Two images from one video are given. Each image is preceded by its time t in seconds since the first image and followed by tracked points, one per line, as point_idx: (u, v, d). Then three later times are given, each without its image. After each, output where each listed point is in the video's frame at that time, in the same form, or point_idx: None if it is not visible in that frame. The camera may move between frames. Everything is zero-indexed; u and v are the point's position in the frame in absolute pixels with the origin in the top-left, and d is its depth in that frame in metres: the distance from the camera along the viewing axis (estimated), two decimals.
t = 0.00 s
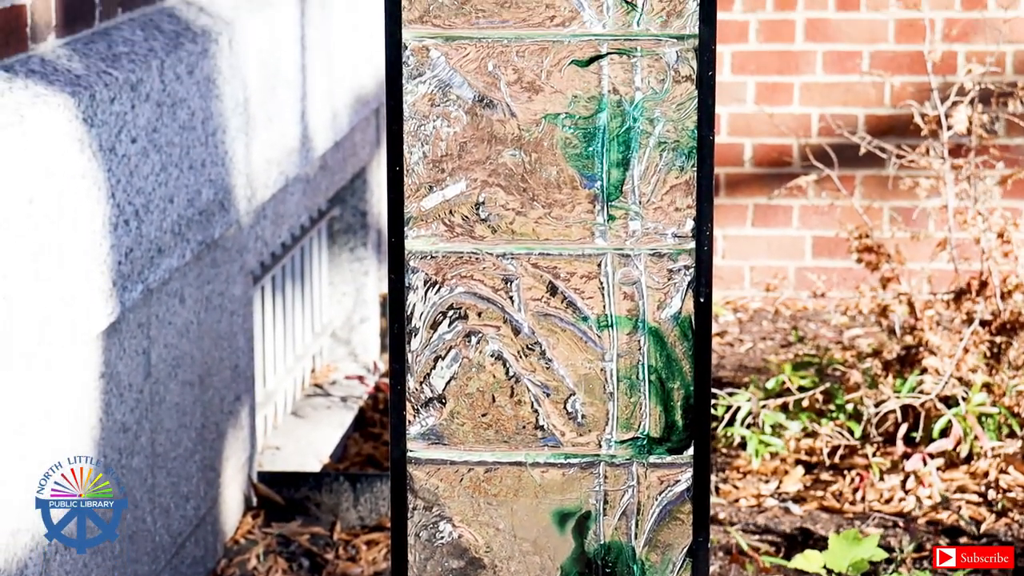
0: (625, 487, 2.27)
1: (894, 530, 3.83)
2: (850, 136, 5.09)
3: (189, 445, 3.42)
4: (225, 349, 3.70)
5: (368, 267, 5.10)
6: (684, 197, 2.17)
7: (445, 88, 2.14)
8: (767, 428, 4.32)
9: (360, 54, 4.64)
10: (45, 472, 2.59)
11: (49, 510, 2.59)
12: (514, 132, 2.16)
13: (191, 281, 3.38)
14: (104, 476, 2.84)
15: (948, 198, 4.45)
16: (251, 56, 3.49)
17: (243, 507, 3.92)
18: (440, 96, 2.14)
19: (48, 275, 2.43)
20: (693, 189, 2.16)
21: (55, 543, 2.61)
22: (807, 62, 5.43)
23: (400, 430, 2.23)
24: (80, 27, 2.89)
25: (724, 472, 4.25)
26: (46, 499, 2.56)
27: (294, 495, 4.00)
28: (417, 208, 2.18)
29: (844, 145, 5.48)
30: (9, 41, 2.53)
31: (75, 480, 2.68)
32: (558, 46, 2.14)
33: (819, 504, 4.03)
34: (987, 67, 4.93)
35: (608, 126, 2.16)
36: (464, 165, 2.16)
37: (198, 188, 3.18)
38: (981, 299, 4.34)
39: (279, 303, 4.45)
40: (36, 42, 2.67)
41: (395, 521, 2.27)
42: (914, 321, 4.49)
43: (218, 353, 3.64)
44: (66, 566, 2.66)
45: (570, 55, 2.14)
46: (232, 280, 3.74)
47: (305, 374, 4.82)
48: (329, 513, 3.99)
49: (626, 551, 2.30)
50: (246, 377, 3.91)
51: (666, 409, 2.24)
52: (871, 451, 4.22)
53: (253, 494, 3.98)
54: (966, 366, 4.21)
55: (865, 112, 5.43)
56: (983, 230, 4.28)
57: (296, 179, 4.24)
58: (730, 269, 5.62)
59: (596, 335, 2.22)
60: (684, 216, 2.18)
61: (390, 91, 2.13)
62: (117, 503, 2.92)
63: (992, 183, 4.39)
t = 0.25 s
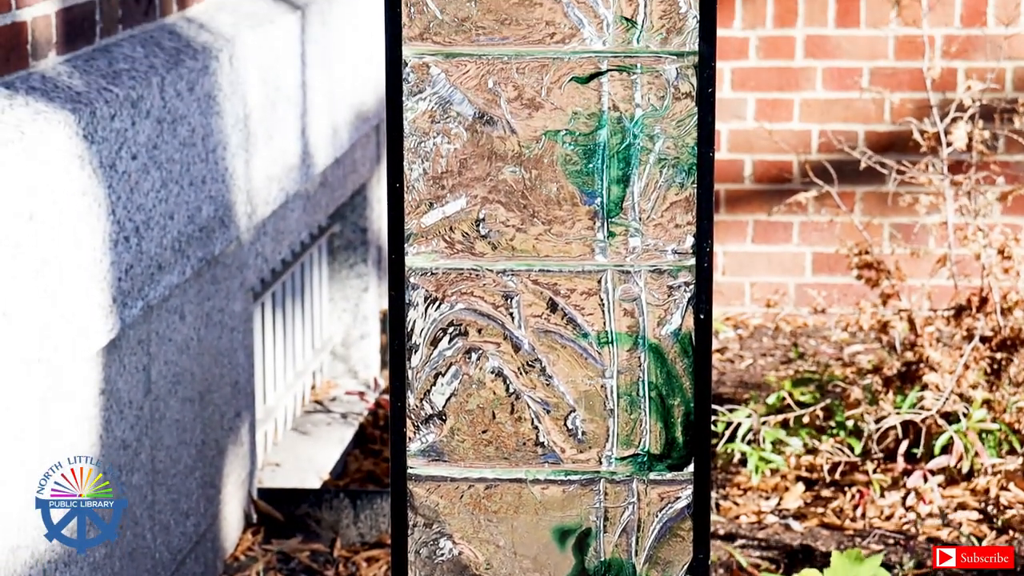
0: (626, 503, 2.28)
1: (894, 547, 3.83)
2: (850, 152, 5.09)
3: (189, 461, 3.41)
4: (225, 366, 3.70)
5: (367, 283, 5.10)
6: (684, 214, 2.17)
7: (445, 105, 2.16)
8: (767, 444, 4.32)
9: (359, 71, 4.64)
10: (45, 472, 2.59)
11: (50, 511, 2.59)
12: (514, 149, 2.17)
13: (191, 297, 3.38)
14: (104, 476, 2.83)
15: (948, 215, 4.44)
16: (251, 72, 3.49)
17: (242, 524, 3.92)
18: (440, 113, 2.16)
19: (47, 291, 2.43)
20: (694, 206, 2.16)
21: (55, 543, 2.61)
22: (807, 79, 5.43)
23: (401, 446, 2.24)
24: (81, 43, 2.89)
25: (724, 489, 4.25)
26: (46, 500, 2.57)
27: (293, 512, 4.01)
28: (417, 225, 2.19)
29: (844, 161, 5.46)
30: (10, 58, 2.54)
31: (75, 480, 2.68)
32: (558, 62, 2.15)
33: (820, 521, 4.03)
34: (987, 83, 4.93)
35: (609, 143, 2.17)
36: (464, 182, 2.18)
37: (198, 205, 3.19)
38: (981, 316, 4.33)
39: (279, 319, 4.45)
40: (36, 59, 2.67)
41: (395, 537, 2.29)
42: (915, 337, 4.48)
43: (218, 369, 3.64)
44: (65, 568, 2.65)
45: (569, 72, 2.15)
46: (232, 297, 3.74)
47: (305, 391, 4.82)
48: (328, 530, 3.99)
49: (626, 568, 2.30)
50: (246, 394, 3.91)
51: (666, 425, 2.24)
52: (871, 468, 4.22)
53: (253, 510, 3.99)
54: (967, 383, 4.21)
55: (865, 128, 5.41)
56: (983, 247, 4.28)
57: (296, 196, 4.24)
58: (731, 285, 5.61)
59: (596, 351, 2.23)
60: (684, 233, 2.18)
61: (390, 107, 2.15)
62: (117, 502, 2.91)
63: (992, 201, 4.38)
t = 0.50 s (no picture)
0: (625, 520, 2.32)
1: (895, 564, 3.84)
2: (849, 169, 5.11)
3: (189, 478, 3.41)
4: (225, 383, 3.70)
5: (367, 300, 5.10)
6: (684, 230, 2.22)
7: (445, 122, 2.20)
8: (767, 461, 4.31)
9: (360, 88, 4.65)
10: (45, 472, 2.60)
11: (49, 511, 2.59)
12: (514, 166, 2.22)
13: (191, 313, 3.38)
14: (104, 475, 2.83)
15: (948, 231, 4.44)
16: (251, 88, 3.49)
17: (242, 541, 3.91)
18: (440, 130, 2.20)
19: (47, 308, 2.43)
20: (693, 223, 2.21)
21: (55, 543, 2.61)
22: (807, 96, 5.41)
23: (401, 462, 2.29)
24: (81, 61, 2.89)
25: (725, 506, 4.24)
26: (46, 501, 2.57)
27: (293, 529, 3.99)
28: (417, 242, 2.24)
29: (844, 178, 5.45)
30: (10, 76, 2.54)
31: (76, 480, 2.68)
32: (558, 80, 2.20)
33: (820, 538, 4.02)
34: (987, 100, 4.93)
35: (609, 160, 2.21)
36: (464, 199, 2.22)
37: (199, 222, 3.19)
38: (981, 333, 4.34)
39: (279, 335, 4.45)
40: (36, 76, 2.67)
41: (395, 554, 2.33)
42: (915, 354, 4.49)
43: (218, 386, 3.64)
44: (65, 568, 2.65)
45: (570, 89, 2.20)
46: (232, 313, 3.74)
47: (305, 408, 4.82)
48: (329, 547, 3.98)
49: None
50: (246, 411, 3.91)
51: (666, 442, 2.29)
52: (871, 485, 4.21)
53: (253, 527, 3.98)
54: (966, 400, 4.23)
55: (865, 145, 5.40)
56: (983, 263, 4.29)
57: (296, 212, 4.25)
58: (731, 302, 5.60)
59: (596, 367, 2.28)
60: (684, 249, 2.23)
61: (391, 124, 2.20)
62: (117, 503, 2.91)
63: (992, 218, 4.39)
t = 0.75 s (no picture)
0: (625, 539, 2.38)
1: None
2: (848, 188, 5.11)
3: (189, 497, 3.41)
4: (225, 402, 3.70)
5: (368, 319, 5.11)
6: (683, 249, 2.27)
7: (445, 141, 2.25)
8: (767, 479, 4.31)
9: (360, 107, 4.66)
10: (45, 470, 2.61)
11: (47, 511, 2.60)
12: (514, 185, 2.26)
13: (191, 331, 3.38)
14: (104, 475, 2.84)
15: (948, 250, 4.45)
16: (250, 107, 3.50)
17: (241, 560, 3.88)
18: (440, 148, 2.26)
19: (47, 326, 2.43)
20: (692, 241, 2.26)
21: (55, 543, 2.63)
22: (806, 113, 5.41)
23: (401, 480, 2.36)
24: (81, 80, 2.89)
25: (725, 525, 4.25)
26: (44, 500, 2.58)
27: (292, 547, 3.98)
28: (417, 260, 2.29)
29: (844, 197, 5.45)
30: (10, 94, 2.54)
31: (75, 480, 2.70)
32: (558, 98, 2.25)
33: (820, 556, 4.03)
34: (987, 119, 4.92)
35: (608, 178, 2.26)
36: (464, 218, 2.27)
37: (199, 241, 3.19)
38: (981, 351, 4.34)
39: (279, 354, 4.45)
40: (37, 95, 2.67)
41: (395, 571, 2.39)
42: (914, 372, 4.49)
43: (218, 404, 3.64)
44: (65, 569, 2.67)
45: (569, 108, 2.25)
46: (232, 332, 3.74)
47: (305, 426, 4.82)
48: (328, 566, 3.93)
49: None
50: (246, 430, 3.91)
51: (666, 460, 2.35)
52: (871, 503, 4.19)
53: (253, 547, 3.95)
54: (966, 419, 4.20)
55: (864, 163, 5.41)
56: (981, 282, 4.30)
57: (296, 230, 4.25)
58: (730, 320, 5.61)
59: (596, 386, 2.34)
60: (684, 268, 2.28)
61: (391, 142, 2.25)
62: (117, 503, 2.91)
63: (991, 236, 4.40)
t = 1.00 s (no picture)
0: (626, 556, 2.39)
1: None
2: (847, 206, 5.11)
3: (189, 515, 3.41)
4: (225, 420, 3.69)
5: (368, 336, 5.10)
6: (684, 266, 2.28)
7: (445, 159, 2.27)
8: (767, 497, 4.31)
9: (359, 125, 4.66)
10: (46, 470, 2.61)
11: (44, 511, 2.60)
12: (514, 203, 2.28)
13: (191, 349, 3.38)
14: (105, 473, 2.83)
15: (948, 268, 4.44)
16: (251, 124, 3.51)
17: None
18: (440, 167, 2.27)
19: (47, 344, 2.43)
20: (693, 259, 2.27)
21: (55, 543, 2.64)
22: (806, 131, 5.41)
23: (401, 497, 2.37)
24: (82, 98, 2.89)
25: (725, 542, 4.25)
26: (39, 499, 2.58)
27: (291, 565, 3.96)
28: (417, 277, 2.30)
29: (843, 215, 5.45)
30: (11, 112, 2.55)
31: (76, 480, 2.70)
32: (558, 117, 2.26)
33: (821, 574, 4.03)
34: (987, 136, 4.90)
35: (608, 197, 2.27)
36: (464, 236, 2.28)
37: (199, 259, 3.20)
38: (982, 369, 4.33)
39: (279, 371, 4.44)
40: (37, 113, 2.67)
41: None
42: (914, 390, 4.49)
43: (218, 422, 3.64)
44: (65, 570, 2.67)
45: (569, 126, 2.26)
46: (233, 350, 3.74)
47: (305, 444, 4.82)
48: None
49: None
50: (246, 448, 3.90)
51: (666, 478, 2.36)
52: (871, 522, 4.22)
53: (253, 564, 3.95)
54: (966, 436, 4.20)
55: (864, 181, 5.39)
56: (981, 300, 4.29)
57: (296, 248, 4.25)
58: (730, 337, 5.60)
59: (596, 404, 2.35)
60: (684, 285, 2.29)
61: (391, 161, 2.26)
62: (117, 503, 2.91)
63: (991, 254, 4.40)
